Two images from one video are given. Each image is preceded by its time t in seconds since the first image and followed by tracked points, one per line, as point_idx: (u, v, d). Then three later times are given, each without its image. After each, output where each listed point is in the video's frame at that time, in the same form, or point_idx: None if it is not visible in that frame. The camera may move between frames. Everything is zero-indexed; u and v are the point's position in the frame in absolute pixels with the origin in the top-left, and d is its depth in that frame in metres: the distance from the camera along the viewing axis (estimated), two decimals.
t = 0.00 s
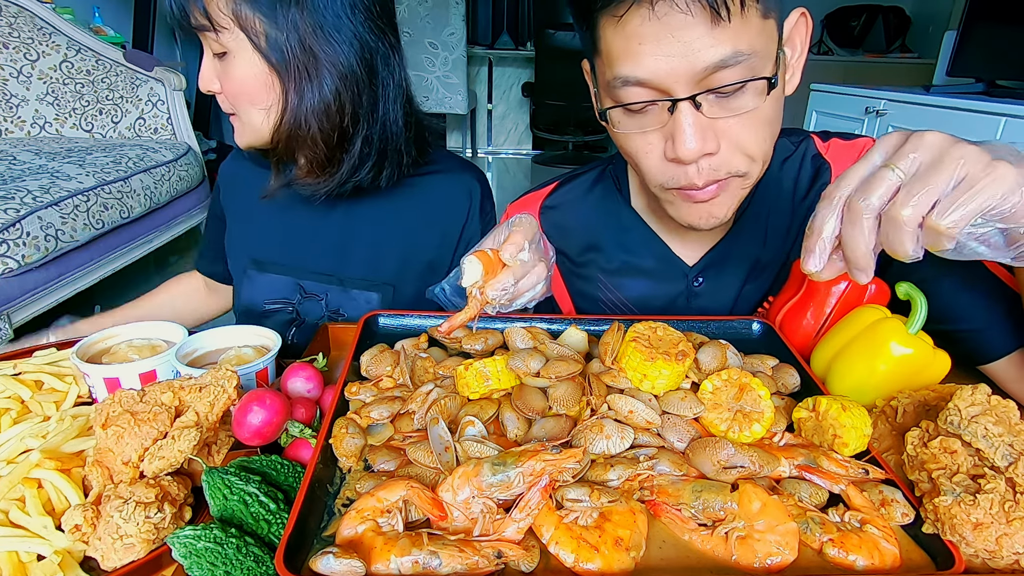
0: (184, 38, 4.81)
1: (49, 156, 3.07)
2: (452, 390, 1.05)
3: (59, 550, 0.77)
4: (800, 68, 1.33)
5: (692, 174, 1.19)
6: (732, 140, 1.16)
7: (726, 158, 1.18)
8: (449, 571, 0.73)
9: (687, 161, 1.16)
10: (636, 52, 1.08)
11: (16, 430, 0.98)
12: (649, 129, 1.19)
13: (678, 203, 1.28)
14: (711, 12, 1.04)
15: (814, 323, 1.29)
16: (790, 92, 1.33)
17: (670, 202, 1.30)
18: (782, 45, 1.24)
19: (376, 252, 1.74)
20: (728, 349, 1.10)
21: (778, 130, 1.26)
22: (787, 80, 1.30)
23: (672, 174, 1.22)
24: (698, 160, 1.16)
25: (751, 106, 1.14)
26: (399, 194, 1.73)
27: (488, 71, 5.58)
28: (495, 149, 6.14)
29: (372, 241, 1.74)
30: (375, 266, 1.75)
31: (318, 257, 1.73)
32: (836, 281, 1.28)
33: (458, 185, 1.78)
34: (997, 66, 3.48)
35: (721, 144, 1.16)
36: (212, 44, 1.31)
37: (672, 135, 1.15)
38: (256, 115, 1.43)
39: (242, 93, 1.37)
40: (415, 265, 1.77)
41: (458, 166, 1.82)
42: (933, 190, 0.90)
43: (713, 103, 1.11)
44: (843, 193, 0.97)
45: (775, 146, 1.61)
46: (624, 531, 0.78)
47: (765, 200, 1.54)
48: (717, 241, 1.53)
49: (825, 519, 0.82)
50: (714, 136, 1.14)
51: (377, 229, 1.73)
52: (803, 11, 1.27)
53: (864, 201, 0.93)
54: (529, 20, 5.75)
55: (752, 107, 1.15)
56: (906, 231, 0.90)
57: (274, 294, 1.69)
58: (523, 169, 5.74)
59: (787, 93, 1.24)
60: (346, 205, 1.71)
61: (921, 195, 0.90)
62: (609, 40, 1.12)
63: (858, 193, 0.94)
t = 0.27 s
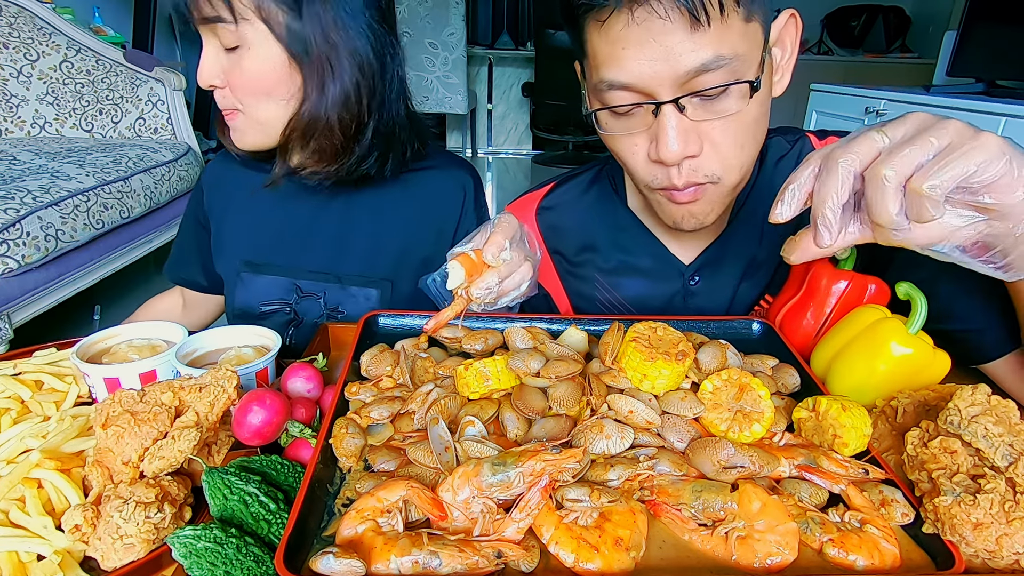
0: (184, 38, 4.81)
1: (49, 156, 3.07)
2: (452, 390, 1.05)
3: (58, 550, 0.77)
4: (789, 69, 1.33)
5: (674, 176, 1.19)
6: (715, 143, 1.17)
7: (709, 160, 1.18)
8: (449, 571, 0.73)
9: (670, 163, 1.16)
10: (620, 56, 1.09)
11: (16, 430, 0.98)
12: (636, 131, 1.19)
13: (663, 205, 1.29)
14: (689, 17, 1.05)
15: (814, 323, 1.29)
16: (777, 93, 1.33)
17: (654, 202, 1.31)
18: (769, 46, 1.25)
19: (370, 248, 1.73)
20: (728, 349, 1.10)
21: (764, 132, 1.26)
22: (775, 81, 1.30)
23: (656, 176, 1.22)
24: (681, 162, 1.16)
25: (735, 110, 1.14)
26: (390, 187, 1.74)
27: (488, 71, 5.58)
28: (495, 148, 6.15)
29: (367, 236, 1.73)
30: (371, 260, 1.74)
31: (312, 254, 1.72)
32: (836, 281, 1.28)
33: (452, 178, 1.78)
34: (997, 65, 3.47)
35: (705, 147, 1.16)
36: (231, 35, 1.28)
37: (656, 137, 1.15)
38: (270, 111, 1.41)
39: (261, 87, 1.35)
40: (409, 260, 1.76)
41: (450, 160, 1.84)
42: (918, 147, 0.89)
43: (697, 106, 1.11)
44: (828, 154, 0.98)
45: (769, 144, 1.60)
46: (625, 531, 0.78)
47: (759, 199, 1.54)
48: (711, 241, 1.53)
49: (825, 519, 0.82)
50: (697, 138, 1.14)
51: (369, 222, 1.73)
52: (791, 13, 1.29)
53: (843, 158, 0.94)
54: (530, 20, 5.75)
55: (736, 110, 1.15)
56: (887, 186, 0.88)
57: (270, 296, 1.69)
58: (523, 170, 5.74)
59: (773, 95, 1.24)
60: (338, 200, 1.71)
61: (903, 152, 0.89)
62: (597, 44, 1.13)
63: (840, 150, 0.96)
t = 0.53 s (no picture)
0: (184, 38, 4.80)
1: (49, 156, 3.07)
2: (452, 390, 1.05)
3: (58, 550, 0.77)
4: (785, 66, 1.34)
5: (674, 176, 1.20)
6: (718, 143, 1.16)
7: (711, 160, 1.18)
8: (449, 571, 0.73)
9: (673, 164, 1.16)
10: (623, 59, 1.09)
11: (16, 430, 0.98)
12: (638, 133, 1.19)
13: (659, 205, 1.29)
14: (695, 18, 1.05)
15: (814, 323, 1.29)
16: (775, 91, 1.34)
17: (652, 203, 1.31)
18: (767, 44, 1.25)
19: (371, 243, 1.74)
20: (728, 349, 1.10)
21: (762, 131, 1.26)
22: (770, 78, 1.29)
23: (657, 176, 1.22)
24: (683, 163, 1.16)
25: (737, 110, 1.14)
26: (390, 181, 1.75)
27: (488, 71, 5.58)
28: (495, 148, 6.15)
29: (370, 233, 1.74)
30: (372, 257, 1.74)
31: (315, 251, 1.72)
32: (836, 282, 1.28)
33: (450, 171, 1.82)
34: (997, 65, 3.47)
35: (707, 147, 1.16)
36: (315, 17, 1.31)
37: (660, 137, 1.15)
38: (336, 96, 1.42)
39: (336, 69, 1.37)
40: (410, 254, 1.77)
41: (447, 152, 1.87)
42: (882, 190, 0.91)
43: (700, 107, 1.11)
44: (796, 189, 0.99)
45: (766, 143, 1.59)
46: (624, 531, 0.78)
47: (753, 196, 1.53)
48: (709, 237, 1.52)
49: (825, 519, 0.82)
50: (701, 139, 1.14)
51: (370, 217, 1.74)
52: (786, 11, 1.28)
53: (809, 195, 0.96)
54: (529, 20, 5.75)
55: (738, 110, 1.15)
56: (852, 228, 0.91)
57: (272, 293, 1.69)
58: (523, 170, 5.75)
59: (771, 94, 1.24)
60: (339, 195, 1.71)
61: (868, 195, 0.91)
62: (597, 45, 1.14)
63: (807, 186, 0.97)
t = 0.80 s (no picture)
0: (184, 38, 4.80)
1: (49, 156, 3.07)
2: (452, 390, 1.05)
3: (59, 550, 0.77)
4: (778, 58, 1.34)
5: (676, 170, 1.20)
6: (714, 137, 1.17)
7: (710, 155, 1.18)
8: (449, 571, 0.73)
9: (671, 159, 1.17)
10: (618, 60, 1.09)
11: (16, 430, 0.98)
12: (636, 131, 1.19)
13: (662, 200, 1.30)
14: (688, 19, 1.05)
15: (813, 323, 1.29)
16: (768, 83, 1.34)
17: (655, 198, 1.31)
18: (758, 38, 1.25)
19: (387, 242, 1.73)
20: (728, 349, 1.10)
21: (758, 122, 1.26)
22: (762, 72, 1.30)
23: (657, 172, 1.23)
24: (682, 158, 1.17)
25: (731, 104, 1.15)
26: (405, 185, 1.73)
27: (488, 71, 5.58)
28: (495, 148, 6.15)
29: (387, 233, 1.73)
30: (390, 256, 1.74)
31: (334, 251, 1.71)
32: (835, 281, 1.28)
33: (457, 169, 1.82)
34: (997, 66, 3.47)
35: (704, 142, 1.17)
36: (354, 17, 1.33)
37: (656, 134, 1.15)
38: (373, 96, 1.43)
39: (374, 69, 1.39)
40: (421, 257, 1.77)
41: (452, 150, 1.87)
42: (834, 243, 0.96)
43: (695, 103, 1.11)
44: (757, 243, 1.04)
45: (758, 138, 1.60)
46: (624, 531, 0.78)
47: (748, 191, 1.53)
48: (707, 231, 1.52)
49: (825, 519, 0.82)
50: (697, 135, 1.15)
51: (384, 223, 1.73)
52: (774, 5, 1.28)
53: (770, 251, 1.01)
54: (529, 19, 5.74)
55: (733, 104, 1.15)
56: (811, 277, 0.97)
57: (289, 289, 1.68)
58: (522, 170, 5.75)
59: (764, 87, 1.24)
60: (354, 201, 1.70)
61: (823, 246, 0.96)
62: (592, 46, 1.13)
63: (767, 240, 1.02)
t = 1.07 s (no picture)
0: (184, 38, 4.81)
1: (49, 156, 3.07)
2: (452, 390, 1.05)
3: (59, 550, 0.77)
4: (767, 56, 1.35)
5: (667, 169, 1.20)
6: (705, 135, 1.17)
7: (701, 152, 1.18)
8: (449, 571, 0.73)
9: (663, 158, 1.17)
10: (609, 60, 1.10)
11: (16, 430, 0.98)
12: (627, 129, 1.19)
13: (657, 198, 1.30)
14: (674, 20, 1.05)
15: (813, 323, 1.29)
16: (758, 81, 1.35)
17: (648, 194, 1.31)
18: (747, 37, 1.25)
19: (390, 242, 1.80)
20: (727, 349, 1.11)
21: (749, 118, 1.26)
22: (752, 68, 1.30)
23: (650, 169, 1.22)
24: (673, 155, 1.17)
25: (722, 101, 1.15)
26: (405, 185, 1.79)
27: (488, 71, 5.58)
28: (495, 148, 6.15)
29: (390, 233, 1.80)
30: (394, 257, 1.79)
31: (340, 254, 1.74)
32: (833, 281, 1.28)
33: (449, 164, 1.89)
34: (997, 66, 3.47)
35: (695, 139, 1.17)
36: (367, 18, 1.34)
37: (648, 132, 1.15)
38: (380, 97, 1.46)
39: (383, 70, 1.42)
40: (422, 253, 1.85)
41: (442, 145, 1.92)
42: (788, 289, 0.95)
43: (685, 100, 1.11)
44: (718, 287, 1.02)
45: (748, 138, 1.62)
46: (624, 531, 0.78)
47: (741, 188, 1.54)
48: (701, 228, 1.52)
49: (826, 519, 0.82)
50: (688, 133, 1.15)
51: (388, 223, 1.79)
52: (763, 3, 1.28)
53: (731, 298, 0.99)
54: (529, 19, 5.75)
55: (723, 101, 1.15)
56: (774, 321, 0.96)
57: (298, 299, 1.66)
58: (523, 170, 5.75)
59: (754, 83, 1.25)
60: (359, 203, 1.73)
61: (780, 293, 0.95)
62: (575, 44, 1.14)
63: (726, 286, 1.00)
